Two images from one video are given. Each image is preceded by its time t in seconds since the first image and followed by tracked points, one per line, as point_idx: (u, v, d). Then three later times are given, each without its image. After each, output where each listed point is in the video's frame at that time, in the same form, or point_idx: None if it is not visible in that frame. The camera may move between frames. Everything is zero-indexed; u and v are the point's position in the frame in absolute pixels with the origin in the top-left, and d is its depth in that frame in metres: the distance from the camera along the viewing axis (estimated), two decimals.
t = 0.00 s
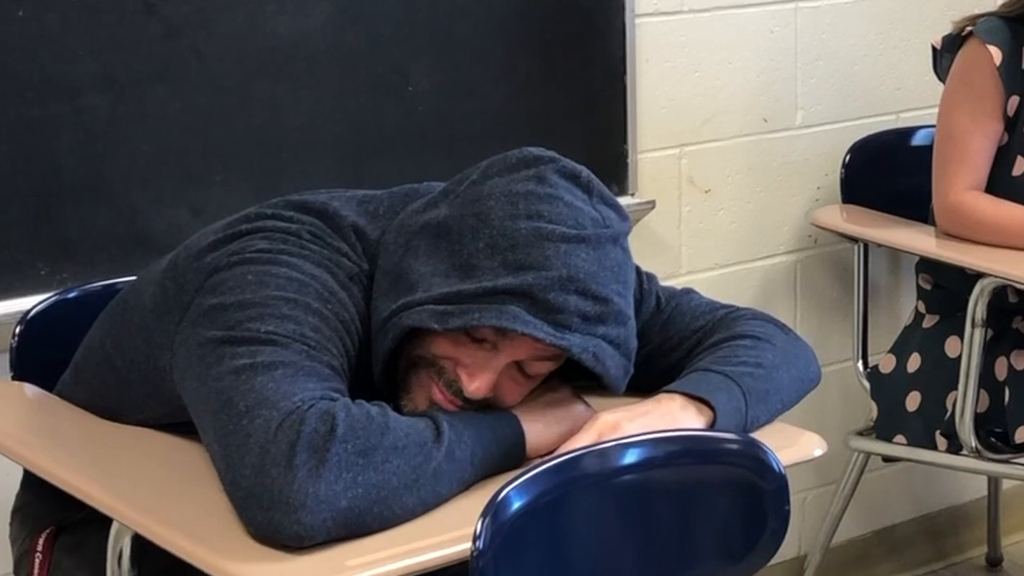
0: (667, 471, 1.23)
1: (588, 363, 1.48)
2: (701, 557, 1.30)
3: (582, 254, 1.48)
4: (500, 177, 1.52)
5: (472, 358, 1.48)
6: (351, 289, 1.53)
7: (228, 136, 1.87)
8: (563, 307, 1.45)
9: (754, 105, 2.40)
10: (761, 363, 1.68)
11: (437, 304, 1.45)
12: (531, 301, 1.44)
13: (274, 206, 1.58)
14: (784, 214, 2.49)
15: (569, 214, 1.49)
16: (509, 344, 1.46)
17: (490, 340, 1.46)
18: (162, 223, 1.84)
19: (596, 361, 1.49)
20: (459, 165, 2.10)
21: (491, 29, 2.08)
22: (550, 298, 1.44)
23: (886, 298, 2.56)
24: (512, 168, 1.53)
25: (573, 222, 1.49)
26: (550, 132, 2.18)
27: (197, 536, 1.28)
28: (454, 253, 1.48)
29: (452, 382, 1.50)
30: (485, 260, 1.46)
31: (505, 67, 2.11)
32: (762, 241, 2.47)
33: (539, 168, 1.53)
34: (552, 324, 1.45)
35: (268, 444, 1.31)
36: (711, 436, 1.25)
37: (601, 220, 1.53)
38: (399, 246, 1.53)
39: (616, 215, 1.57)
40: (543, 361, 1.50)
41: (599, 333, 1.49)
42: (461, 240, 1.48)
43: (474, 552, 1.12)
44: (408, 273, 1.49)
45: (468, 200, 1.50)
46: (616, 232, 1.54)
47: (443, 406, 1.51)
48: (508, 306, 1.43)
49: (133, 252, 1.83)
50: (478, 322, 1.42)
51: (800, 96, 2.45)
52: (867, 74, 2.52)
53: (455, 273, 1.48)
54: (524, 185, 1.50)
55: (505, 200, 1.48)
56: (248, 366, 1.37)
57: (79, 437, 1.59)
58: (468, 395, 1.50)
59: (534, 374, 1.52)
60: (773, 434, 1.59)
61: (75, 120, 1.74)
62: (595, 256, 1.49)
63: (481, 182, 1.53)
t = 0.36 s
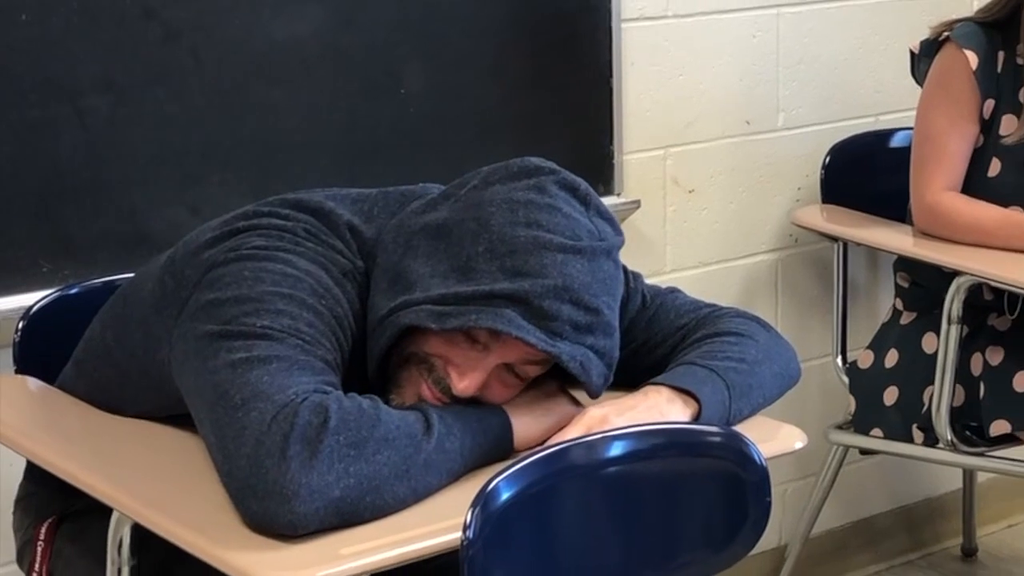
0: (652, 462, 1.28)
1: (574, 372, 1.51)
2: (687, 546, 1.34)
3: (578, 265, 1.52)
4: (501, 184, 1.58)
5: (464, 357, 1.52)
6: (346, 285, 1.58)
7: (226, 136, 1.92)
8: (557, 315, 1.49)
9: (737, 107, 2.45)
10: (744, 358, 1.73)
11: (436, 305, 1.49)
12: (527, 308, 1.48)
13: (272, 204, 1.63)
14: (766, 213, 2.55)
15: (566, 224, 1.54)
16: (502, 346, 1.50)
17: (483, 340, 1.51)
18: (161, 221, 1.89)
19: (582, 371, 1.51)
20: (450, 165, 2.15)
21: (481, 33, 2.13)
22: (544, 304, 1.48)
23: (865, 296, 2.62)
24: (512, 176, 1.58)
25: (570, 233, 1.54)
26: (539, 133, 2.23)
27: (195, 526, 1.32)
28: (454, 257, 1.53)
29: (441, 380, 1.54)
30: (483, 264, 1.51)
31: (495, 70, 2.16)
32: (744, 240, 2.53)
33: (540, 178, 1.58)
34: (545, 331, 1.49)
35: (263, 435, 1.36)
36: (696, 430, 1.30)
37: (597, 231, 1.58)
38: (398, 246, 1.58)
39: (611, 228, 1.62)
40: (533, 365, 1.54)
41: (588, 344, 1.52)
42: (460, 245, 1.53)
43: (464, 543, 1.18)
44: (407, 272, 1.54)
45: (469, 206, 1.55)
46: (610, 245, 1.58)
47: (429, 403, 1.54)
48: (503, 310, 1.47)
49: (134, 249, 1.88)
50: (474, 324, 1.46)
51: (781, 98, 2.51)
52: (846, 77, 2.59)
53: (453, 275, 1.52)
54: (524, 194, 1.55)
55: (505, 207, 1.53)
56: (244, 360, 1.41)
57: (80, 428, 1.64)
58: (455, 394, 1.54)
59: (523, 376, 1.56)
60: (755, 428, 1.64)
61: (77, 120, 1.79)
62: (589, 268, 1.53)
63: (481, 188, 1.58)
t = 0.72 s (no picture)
0: (635, 459, 1.33)
1: (567, 359, 1.57)
2: (671, 540, 1.39)
3: (568, 256, 1.57)
4: (491, 181, 1.63)
5: (458, 347, 1.58)
6: (339, 285, 1.63)
7: (222, 140, 1.97)
8: (549, 303, 1.54)
9: (719, 114, 2.51)
10: (727, 358, 1.78)
11: (431, 296, 1.54)
12: (521, 298, 1.53)
13: (269, 205, 1.68)
14: (747, 218, 2.61)
15: (555, 218, 1.60)
16: (496, 334, 1.56)
17: (478, 329, 1.56)
18: (159, 223, 1.94)
19: (575, 358, 1.57)
20: (439, 169, 2.20)
21: (471, 41, 2.19)
22: (537, 293, 1.53)
23: (844, 299, 2.68)
24: (502, 173, 1.64)
25: (559, 225, 1.59)
26: (526, 139, 2.28)
27: (191, 521, 1.36)
28: (447, 250, 1.58)
29: (435, 371, 1.59)
30: (476, 255, 1.56)
31: (484, 77, 2.21)
32: (726, 244, 2.59)
33: (528, 175, 1.64)
34: (538, 319, 1.54)
35: (255, 431, 1.40)
36: (679, 428, 1.35)
37: (585, 225, 1.64)
38: (393, 244, 1.63)
39: (597, 222, 1.68)
40: (526, 353, 1.60)
41: (580, 332, 1.58)
42: (453, 239, 1.58)
43: (454, 537, 1.22)
44: (403, 267, 1.59)
45: (460, 204, 1.61)
46: (598, 238, 1.64)
47: (422, 394, 1.60)
48: (497, 298, 1.52)
49: (132, 250, 1.93)
50: (470, 313, 1.51)
51: (762, 106, 2.57)
52: (825, 85, 2.65)
53: (447, 268, 1.57)
54: (513, 189, 1.60)
55: (496, 202, 1.59)
56: (239, 357, 1.46)
57: (80, 424, 1.69)
58: (450, 383, 1.59)
59: (517, 364, 1.62)
60: (737, 426, 1.69)
61: (77, 124, 1.84)
62: (579, 259, 1.59)
63: (472, 185, 1.63)
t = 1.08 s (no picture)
0: (622, 460, 1.38)
1: (565, 325, 1.63)
2: (657, 539, 1.44)
3: (557, 229, 1.63)
4: (477, 168, 1.69)
5: (458, 326, 1.62)
6: (336, 286, 1.68)
7: (219, 148, 2.02)
8: (543, 273, 1.60)
9: (703, 124, 2.57)
10: (712, 361, 1.83)
11: (428, 276, 1.59)
12: (515, 268, 1.59)
13: (269, 207, 1.73)
14: (730, 224, 2.67)
15: (541, 194, 1.65)
16: (495, 309, 1.60)
17: (476, 307, 1.61)
18: (158, 228, 1.99)
19: (573, 324, 1.64)
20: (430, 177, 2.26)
21: (461, 52, 2.24)
22: (530, 264, 1.59)
23: (824, 304, 2.74)
24: (486, 159, 1.70)
25: (546, 201, 1.65)
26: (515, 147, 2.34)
27: (186, 516, 1.41)
28: (440, 235, 1.64)
29: (439, 350, 1.64)
30: (469, 235, 1.62)
31: (473, 87, 2.26)
32: (710, 250, 2.65)
33: (512, 158, 1.70)
34: (534, 289, 1.59)
35: (251, 429, 1.45)
36: (664, 428, 1.40)
37: (570, 201, 1.69)
38: (386, 236, 1.69)
39: (582, 200, 1.73)
40: (526, 327, 1.65)
41: (575, 300, 1.64)
42: (445, 224, 1.64)
43: (444, 534, 1.27)
44: (399, 254, 1.65)
45: (448, 192, 1.67)
46: (584, 212, 1.70)
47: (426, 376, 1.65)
48: (492, 271, 1.57)
49: (132, 255, 1.98)
50: (467, 287, 1.56)
51: (745, 115, 2.63)
52: (806, 95, 2.71)
53: (442, 250, 1.63)
54: (499, 172, 1.66)
55: (483, 184, 1.64)
56: (237, 357, 1.51)
57: (82, 423, 1.74)
58: (453, 360, 1.64)
59: (518, 341, 1.67)
60: (721, 427, 1.74)
61: (78, 132, 1.89)
62: (568, 231, 1.64)
63: (460, 173, 1.69)
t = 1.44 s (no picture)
0: (611, 462, 1.43)
1: (555, 321, 1.67)
2: (645, 538, 1.49)
3: (547, 229, 1.68)
4: (468, 173, 1.75)
5: (452, 324, 1.67)
6: (334, 290, 1.73)
7: (217, 156, 2.07)
8: (533, 270, 1.65)
9: (689, 134, 2.63)
10: (701, 366, 1.88)
11: (422, 274, 1.65)
12: (508, 266, 1.64)
13: (269, 214, 1.78)
14: (716, 231, 2.73)
15: (531, 196, 1.71)
16: (488, 306, 1.66)
17: (469, 304, 1.66)
18: (158, 235, 2.04)
19: (563, 320, 1.68)
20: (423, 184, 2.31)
21: (454, 64, 2.29)
22: (521, 261, 1.64)
23: (807, 309, 2.79)
24: (478, 165, 1.76)
25: (536, 203, 1.70)
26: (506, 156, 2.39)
27: (187, 516, 1.46)
28: (434, 235, 1.69)
29: (433, 348, 1.69)
30: (462, 234, 1.67)
31: (466, 98, 2.32)
32: (696, 256, 2.71)
33: (504, 163, 1.76)
34: (525, 285, 1.64)
35: (248, 431, 1.50)
36: (651, 431, 1.45)
37: (560, 204, 1.75)
38: (382, 240, 1.74)
39: (572, 202, 1.79)
40: (518, 326, 1.70)
41: (565, 297, 1.69)
42: (438, 225, 1.69)
43: (438, 534, 1.32)
44: (395, 257, 1.70)
45: (442, 195, 1.72)
46: (574, 214, 1.75)
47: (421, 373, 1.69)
48: (484, 269, 1.62)
49: (134, 262, 2.03)
50: (460, 283, 1.61)
51: (731, 125, 2.69)
52: (790, 106, 2.77)
53: (435, 249, 1.68)
54: (490, 176, 1.72)
55: (475, 188, 1.70)
56: (236, 361, 1.56)
57: (86, 425, 1.79)
58: (447, 358, 1.69)
59: (511, 341, 1.71)
60: (708, 430, 1.80)
61: (81, 141, 1.94)
62: (558, 231, 1.70)
63: (454, 178, 1.75)
